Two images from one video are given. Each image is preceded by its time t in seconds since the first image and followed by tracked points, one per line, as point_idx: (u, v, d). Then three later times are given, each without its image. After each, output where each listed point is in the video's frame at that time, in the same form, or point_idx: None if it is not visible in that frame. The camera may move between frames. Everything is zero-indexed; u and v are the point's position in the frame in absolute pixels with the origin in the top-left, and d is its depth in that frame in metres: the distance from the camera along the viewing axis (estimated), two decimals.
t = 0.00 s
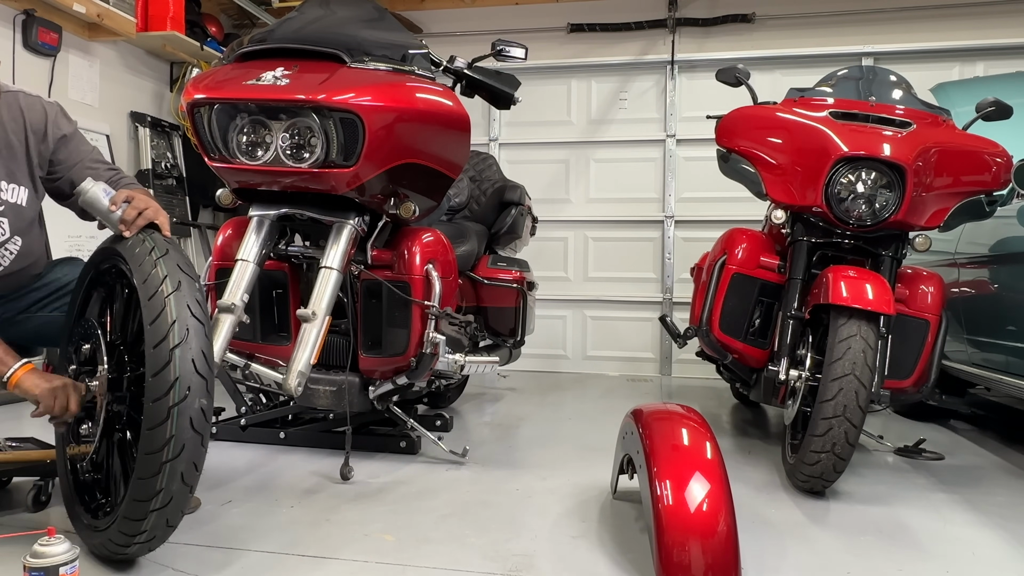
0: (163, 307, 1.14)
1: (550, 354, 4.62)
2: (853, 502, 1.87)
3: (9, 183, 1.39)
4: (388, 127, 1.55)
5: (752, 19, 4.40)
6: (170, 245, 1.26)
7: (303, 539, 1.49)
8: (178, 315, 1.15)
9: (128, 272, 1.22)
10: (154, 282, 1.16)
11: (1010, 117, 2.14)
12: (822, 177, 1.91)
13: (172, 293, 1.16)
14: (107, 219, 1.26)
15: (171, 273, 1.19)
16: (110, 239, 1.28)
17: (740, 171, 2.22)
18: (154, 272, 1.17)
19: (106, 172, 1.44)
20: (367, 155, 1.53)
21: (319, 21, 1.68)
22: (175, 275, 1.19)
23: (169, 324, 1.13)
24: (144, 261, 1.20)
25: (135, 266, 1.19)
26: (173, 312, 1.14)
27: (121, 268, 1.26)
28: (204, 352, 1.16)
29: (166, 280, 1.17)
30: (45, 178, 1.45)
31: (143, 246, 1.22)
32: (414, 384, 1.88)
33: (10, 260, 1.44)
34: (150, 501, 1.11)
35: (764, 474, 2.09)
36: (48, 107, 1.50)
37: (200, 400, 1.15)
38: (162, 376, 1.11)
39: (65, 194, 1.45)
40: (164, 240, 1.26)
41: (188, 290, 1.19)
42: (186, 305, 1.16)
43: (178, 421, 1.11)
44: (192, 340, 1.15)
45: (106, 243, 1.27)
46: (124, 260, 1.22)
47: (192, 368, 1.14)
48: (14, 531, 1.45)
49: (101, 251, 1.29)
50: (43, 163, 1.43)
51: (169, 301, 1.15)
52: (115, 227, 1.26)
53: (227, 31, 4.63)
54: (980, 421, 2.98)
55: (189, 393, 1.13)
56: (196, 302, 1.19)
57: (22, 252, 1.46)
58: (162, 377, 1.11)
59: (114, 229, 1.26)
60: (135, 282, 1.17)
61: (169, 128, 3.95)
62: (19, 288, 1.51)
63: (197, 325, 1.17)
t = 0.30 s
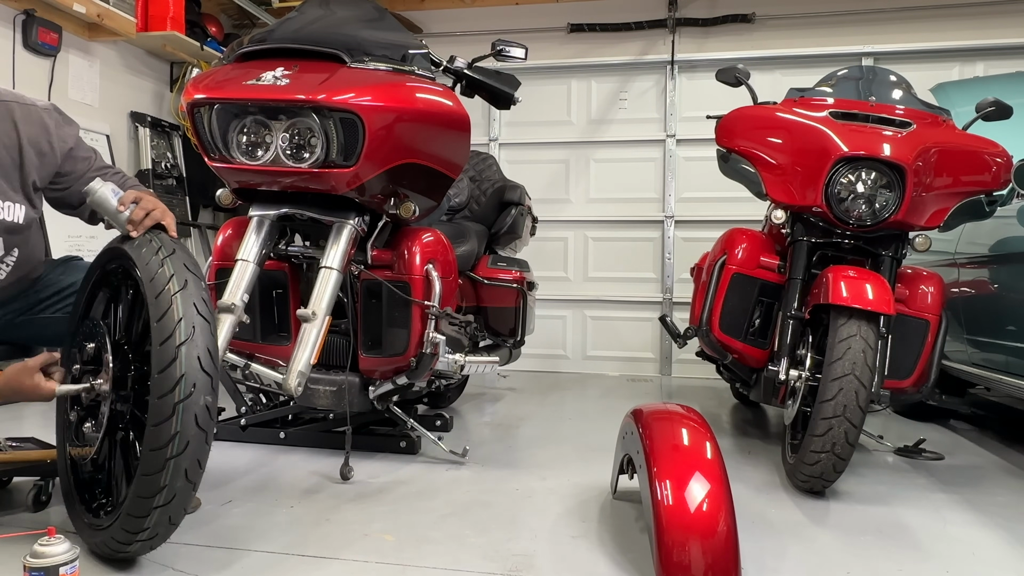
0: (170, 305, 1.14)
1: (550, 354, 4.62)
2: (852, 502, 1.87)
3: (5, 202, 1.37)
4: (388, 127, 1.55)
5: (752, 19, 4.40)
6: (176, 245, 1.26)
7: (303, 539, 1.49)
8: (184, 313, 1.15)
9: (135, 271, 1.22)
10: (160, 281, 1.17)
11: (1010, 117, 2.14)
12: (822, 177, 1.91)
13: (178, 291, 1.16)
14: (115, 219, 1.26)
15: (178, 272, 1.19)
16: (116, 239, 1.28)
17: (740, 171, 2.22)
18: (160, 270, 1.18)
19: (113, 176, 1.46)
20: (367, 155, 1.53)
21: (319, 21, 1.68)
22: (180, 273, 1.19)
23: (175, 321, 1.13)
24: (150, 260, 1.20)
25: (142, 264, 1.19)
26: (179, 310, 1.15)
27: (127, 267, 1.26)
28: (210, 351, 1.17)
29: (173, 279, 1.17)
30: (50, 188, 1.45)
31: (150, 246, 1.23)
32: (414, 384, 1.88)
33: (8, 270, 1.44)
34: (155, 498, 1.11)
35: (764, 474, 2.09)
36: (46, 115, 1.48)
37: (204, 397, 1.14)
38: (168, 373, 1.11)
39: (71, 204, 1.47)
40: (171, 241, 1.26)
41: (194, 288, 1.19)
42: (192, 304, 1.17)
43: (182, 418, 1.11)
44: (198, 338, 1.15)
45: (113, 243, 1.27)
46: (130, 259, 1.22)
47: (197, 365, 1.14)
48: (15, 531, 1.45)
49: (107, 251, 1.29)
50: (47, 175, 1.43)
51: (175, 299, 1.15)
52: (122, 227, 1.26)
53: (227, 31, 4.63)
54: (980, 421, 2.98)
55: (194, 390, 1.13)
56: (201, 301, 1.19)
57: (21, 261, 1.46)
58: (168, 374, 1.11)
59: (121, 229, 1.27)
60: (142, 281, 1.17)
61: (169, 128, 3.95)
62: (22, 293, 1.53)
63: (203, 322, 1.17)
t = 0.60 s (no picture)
0: (155, 303, 1.14)
1: (550, 354, 4.62)
2: (852, 502, 1.87)
3: (10, 206, 1.35)
4: (388, 127, 1.55)
5: (752, 19, 4.40)
6: (162, 243, 1.27)
7: (303, 539, 1.49)
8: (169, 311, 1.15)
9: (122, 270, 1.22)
10: (146, 279, 1.17)
11: (1010, 116, 2.14)
12: (822, 177, 1.91)
13: (164, 288, 1.16)
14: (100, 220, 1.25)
15: (163, 270, 1.19)
16: (104, 239, 1.28)
17: (740, 171, 2.22)
18: (146, 269, 1.18)
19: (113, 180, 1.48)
20: (367, 155, 1.53)
21: (319, 21, 1.68)
22: (166, 271, 1.19)
23: (161, 319, 1.13)
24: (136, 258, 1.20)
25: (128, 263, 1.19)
26: (165, 308, 1.14)
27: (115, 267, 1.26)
28: (197, 347, 1.16)
29: (158, 277, 1.17)
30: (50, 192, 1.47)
31: (136, 244, 1.23)
32: (414, 384, 1.88)
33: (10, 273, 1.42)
34: (147, 497, 1.11)
35: (764, 474, 2.09)
36: (48, 115, 1.47)
37: (192, 395, 1.14)
38: (154, 371, 1.11)
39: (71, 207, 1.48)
40: (157, 238, 1.27)
41: (180, 286, 1.19)
42: (178, 301, 1.16)
43: (170, 416, 1.11)
44: (184, 335, 1.15)
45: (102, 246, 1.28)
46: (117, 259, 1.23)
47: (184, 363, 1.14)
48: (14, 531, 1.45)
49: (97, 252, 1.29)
50: (46, 179, 1.42)
51: (161, 297, 1.15)
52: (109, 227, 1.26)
53: (227, 31, 4.63)
54: (980, 421, 2.98)
55: (182, 387, 1.13)
56: (188, 298, 1.19)
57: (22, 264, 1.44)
58: (154, 372, 1.11)
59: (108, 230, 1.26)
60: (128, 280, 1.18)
61: (169, 128, 3.95)
62: (23, 295, 1.52)
63: (189, 319, 1.17)
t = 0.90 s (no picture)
0: (152, 300, 1.15)
1: (550, 354, 4.62)
2: (852, 503, 1.87)
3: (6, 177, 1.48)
4: (388, 127, 1.55)
5: (752, 19, 4.40)
6: (159, 242, 1.27)
7: (302, 539, 1.49)
8: (166, 308, 1.15)
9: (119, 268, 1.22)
10: (142, 277, 1.17)
11: (1010, 117, 2.14)
12: (822, 177, 1.91)
13: (161, 286, 1.17)
14: (93, 220, 1.26)
15: (160, 267, 1.19)
16: (101, 239, 1.28)
17: (740, 171, 2.22)
18: (142, 267, 1.18)
19: (104, 174, 1.55)
20: (367, 155, 1.53)
21: (320, 21, 1.68)
22: (162, 268, 1.19)
23: (158, 316, 1.13)
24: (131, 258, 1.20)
25: (125, 262, 1.19)
26: (161, 304, 1.15)
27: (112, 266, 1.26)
28: (194, 344, 1.16)
29: (154, 275, 1.17)
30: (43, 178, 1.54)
31: (131, 243, 1.23)
32: (414, 384, 1.88)
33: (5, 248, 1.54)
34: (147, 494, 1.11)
35: (764, 474, 2.09)
36: (52, 111, 1.58)
37: (189, 391, 1.14)
38: (152, 368, 1.11)
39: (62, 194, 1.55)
40: (154, 237, 1.27)
41: (176, 283, 1.19)
42: (175, 299, 1.17)
43: (169, 412, 1.11)
44: (181, 331, 1.15)
45: (98, 244, 1.27)
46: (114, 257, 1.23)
47: (181, 359, 1.13)
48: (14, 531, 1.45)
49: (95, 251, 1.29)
50: (45, 162, 1.53)
51: (158, 294, 1.15)
52: (102, 225, 1.26)
53: (227, 31, 4.63)
54: (980, 421, 2.98)
55: (180, 383, 1.13)
56: (184, 296, 1.19)
57: (20, 243, 1.56)
58: (152, 369, 1.11)
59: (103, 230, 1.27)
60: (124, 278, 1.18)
61: (169, 128, 3.95)
62: (18, 286, 1.57)
63: (185, 315, 1.17)
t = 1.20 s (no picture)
0: (160, 300, 1.15)
1: (550, 354, 4.62)
2: (852, 503, 1.87)
3: (12, 186, 1.39)
4: (388, 127, 1.55)
5: (752, 19, 4.40)
6: (165, 242, 1.26)
7: (302, 539, 1.49)
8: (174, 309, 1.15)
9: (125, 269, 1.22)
10: (150, 278, 1.17)
11: (1010, 117, 2.14)
12: (822, 178, 1.91)
13: (169, 286, 1.17)
14: (104, 219, 1.28)
15: (168, 268, 1.19)
16: (107, 239, 1.28)
17: (740, 172, 2.22)
18: (150, 267, 1.18)
19: (110, 174, 1.49)
20: (367, 154, 1.53)
21: (319, 21, 1.68)
22: (169, 268, 1.19)
23: (166, 317, 1.13)
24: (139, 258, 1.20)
25: (132, 262, 1.19)
26: (169, 306, 1.15)
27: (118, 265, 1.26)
28: (201, 345, 1.16)
29: (162, 275, 1.17)
30: (47, 182, 1.47)
31: (139, 243, 1.23)
32: (414, 384, 1.88)
33: (11, 260, 1.44)
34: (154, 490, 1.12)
35: (764, 474, 2.09)
36: (47, 110, 1.50)
37: (196, 391, 1.14)
38: (160, 368, 1.11)
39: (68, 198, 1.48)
40: (160, 238, 1.26)
41: (184, 284, 1.19)
42: (182, 299, 1.17)
43: (176, 412, 1.11)
44: (189, 332, 1.15)
45: (106, 244, 1.27)
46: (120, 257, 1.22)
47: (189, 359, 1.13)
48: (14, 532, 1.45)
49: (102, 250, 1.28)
50: (48, 166, 1.45)
51: (165, 295, 1.15)
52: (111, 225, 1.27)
53: (227, 32, 4.63)
54: (980, 422, 2.98)
55: (187, 384, 1.13)
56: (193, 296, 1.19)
57: (24, 252, 1.46)
58: (160, 370, 1.11)
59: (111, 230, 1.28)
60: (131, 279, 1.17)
61: (169, 128, 3.95)
62: (19, 290, 1.53)
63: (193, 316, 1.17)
